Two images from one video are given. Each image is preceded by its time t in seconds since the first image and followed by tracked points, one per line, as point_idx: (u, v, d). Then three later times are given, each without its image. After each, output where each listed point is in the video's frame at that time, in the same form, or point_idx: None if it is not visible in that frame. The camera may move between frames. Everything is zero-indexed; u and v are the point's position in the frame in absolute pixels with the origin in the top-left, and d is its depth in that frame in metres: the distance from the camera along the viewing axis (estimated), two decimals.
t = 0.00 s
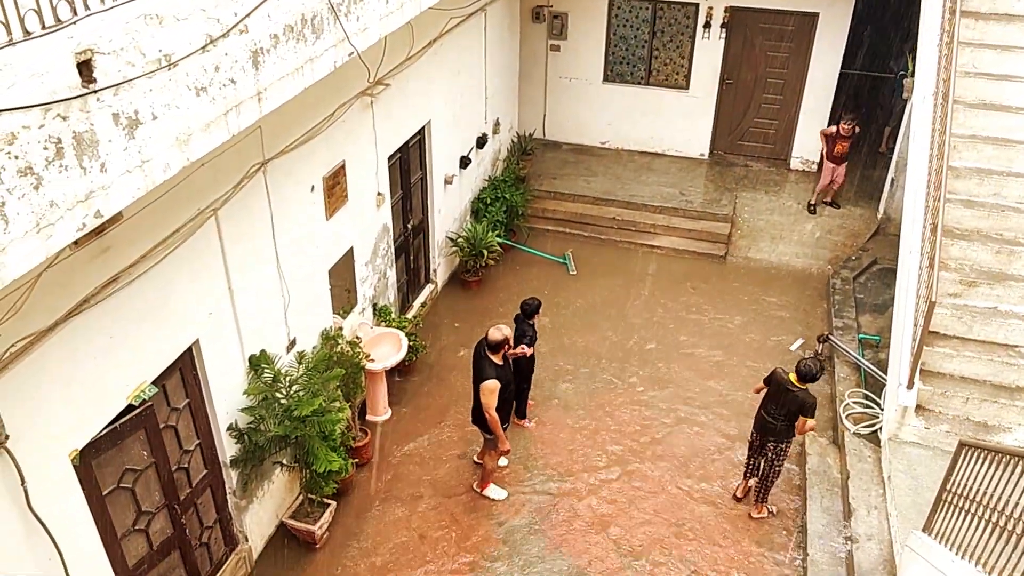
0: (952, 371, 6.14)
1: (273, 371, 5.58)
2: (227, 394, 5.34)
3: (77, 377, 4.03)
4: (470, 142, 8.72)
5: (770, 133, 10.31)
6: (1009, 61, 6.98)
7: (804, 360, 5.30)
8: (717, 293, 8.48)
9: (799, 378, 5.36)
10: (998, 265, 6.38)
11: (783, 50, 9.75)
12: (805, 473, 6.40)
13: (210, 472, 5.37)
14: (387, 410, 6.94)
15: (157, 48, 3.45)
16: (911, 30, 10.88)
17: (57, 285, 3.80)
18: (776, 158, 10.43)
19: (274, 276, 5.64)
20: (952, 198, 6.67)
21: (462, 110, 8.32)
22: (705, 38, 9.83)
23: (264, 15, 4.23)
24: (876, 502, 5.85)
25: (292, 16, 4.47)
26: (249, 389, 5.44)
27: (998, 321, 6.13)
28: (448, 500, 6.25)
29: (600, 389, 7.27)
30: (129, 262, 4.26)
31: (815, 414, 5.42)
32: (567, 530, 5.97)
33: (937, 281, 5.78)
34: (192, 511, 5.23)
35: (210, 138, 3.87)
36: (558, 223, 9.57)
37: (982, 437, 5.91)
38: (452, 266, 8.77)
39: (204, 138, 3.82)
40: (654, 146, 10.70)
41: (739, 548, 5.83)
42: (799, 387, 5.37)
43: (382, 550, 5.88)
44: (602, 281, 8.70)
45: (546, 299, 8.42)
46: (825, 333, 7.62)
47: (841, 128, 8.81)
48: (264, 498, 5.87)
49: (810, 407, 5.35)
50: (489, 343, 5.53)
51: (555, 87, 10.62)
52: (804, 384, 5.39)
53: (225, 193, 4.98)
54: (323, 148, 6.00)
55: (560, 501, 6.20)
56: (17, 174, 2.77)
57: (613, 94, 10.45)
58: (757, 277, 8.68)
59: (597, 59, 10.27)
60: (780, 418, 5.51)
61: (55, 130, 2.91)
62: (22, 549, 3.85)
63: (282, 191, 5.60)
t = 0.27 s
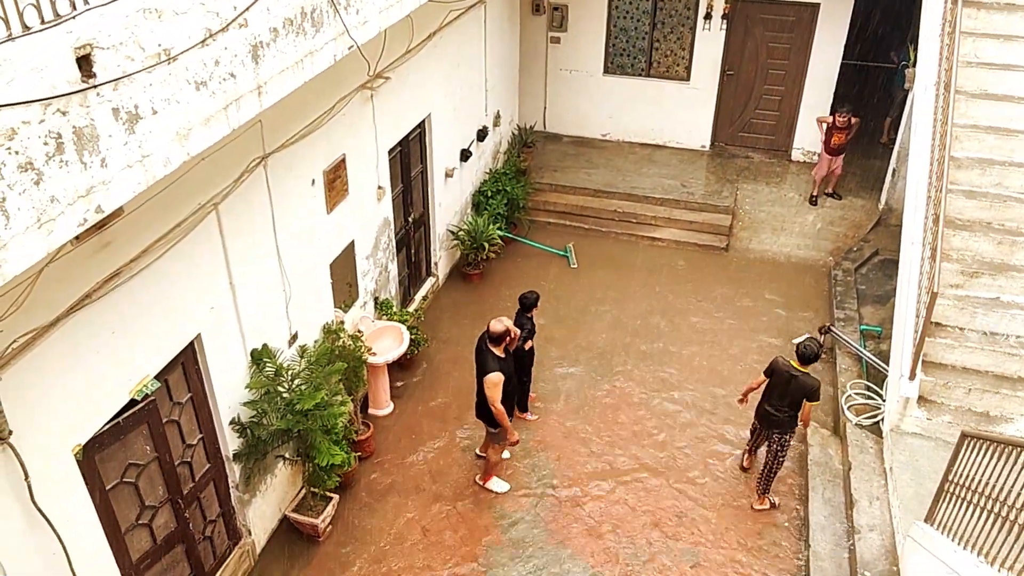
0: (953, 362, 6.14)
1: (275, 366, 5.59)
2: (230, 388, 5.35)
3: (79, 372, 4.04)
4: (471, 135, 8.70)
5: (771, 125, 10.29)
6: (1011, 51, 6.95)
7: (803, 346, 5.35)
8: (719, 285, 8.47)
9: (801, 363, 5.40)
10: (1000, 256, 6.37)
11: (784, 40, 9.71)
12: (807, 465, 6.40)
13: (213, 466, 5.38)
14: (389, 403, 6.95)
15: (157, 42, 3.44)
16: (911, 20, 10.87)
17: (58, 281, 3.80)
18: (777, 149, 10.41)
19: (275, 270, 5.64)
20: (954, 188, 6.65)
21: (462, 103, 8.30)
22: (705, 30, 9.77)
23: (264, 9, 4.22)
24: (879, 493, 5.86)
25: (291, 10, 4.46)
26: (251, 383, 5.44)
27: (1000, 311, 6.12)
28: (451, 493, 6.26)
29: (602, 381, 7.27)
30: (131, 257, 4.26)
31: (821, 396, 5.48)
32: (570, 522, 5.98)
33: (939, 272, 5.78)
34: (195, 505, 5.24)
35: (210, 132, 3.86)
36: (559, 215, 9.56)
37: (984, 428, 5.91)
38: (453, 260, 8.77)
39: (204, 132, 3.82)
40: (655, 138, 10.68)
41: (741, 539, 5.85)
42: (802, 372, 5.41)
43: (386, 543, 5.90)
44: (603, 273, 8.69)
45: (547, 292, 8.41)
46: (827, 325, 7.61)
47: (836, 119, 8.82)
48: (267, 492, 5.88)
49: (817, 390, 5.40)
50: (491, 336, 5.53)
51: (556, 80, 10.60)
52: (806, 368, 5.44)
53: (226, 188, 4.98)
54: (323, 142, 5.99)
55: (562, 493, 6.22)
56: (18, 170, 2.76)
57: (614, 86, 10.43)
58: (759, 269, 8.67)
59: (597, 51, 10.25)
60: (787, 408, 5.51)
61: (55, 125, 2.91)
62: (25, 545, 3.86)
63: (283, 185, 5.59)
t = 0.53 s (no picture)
0: (946, 353, 6.16)
1: (269, 362, 5.58)
2: (223, 385, 5.34)
3: (71, 371, 4.02)
4: (463, 130, 8.68)
5: (763, 118, 10.29)
6: (1002, 42, 6.96)
7: (784, 327, 5.38)
8: (713, 278, 8.48)
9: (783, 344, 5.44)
10: (991, 247, 6.39)
11: (776, 33, 9.71)
12: (800, 456, 6.42)
13: (207, 464, 5.37)
14: (383, 399, 6.94)
15: (145, 38, 3.42)
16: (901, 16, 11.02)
17: (49, 279, 3.78)
18: (769, 142, 10.42)
19: (268, 267, 5.63)
20: (945, 179, 6.66)
21: (454, 98, 8.28)
22: (697, 23, 9.74)
23: (253, 4, 4.19)
24: (872, 484, 5.88)
25: (281, 4, 4.44)
26: (245, 380, 5.43)
27: (992, 302, 6.15)
28: (447, 488, 6.26)
29: (596, 375, 7.28)
30: (122, 254, 4.24)
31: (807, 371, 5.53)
32: (565, 516, 6.00)
33: (931, 263, 5.79)
34: (189, 502, 5.24)
35: (200, 128, 3.85)
36: (552, 210, 9.55)
37: (977, 418, 5.93)
38: (446, 255, 8.76)
39: (194, 129, 3.81)
40: (648, 132, 10.67)
41: (736, 532, 5.87)
42: (786, 352, 5.45)
43: (382, 539, 5.90)
44: (597, 267, 8.69)
45: (540, 286, 8.41)
46: (820, 317, 7.63)
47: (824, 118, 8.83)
48: (262, 489, 5.88)
49: (804, 366, 5.45)
50: (484, 329, 5.53)
51: (548, 74, 10.57)
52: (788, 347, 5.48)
53: (217, 184, 4.96)
54: (314, 137, 5.97)
55: (557, 487, 6.23)
56: (6, 168, 2.75)
57: (606, 80, 10.41)
58: (752, 262, 8.68)
59: (589, 45, 10.23)
60: (779, 393, 5.51)
61: (43, 123, 2.89)
62: (19, 545, 3.85)
63: (274, 181, 5.57)
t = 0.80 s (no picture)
0: (932, 343, 6.21)
1: (257, 360, 5.56)
2: (210, 384, 5.32)
3: (58, 371, 4.00)
4: (449, 125, 8.66)
5: (749, 110, 10.32)
6: (985, 32, 6.99)
7: (754, 305, 5.44)
8: (701, 271, 8.50)
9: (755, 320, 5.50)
10: (975, 236, 6.43)
11: (760, 26, 9.73)
12: (788, 447, 6.46)
13: (196, 462, 5.35)
14: (372, 395, 6.95)
15: (126, 35, 3.39)
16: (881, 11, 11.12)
17: (33, 279, 3.76)
18: (755, 135, 10.45)
19: (255, 264, 5.61)
20: (929, 170, 6.69)
21: (439, 94, 8.26)
22: (682, 16, 9.77)
23: None
24: (860, 474, 5.92)
25: None
26: (233, 378, 5.42)
27: (976, 291, 6.19)
28: (436, 484, 6.27)
29: (585, 369, 7.29)
30: (107, 253, 4.22)
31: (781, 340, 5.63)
32: (555, 510, 6.01)
33: (916, 253, 5.82)
34: (179, 501, 5.22)
35: (184, 126, 3.83)
36: (540, 204, 9.55)
37: (962, 406, 5.98)
38: (434, 250, 8.75)
39: (178, 126, 3.79)
40: (634, 125, 10.69)
41: (725, 523, 5.89)
42: (759, 328, 5.52)
43: (372, 535, 5.90)
44: (585, 261, 8.70)
45: (529, 281, 8.41)
46: (807, 308, 7.67)
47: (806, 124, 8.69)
48: (251, 487, 5.87)
49: (778, 338, 5.54)
50: (473, 322, 5.53)
51: (534, 68, 10.55)
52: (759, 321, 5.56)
53: (202, 181, 4.94)
54: (299, 134, 5.94)
55: (547, 481, 6.24)
56: None
57: (592, 73, 10.41)
58: (739, 254, 8.71)
59: (575, 38, 10.22)
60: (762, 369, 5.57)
61: (24, 121, 2.86)
62: (8, 546, 3.83)
63: (260, 178, 5.55)
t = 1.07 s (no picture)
0: (908, 327, 6.29)
1: (236, 356, 5.53)
2: (189, 381, 5.28)
3: (33, 371, 3.97)
4: (426, 117, 8.64)
5: (725, 99, 10.36)
6: (956, 18, 7.06)
7: (725, 285, 5.61)
8: (680, 259, 8.54)
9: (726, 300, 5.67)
10: (949, 220, 6.50)
11: (735, 14, 9.76)
12: (768, 432, 6.52)
13: (176, 460, 5.32)
14: (353, 390, 6.94)
15: (94, 29, 3.34)
16: None
17: (5, 278, 3.71)
18: (731, 123, 10.50)
19: (231, 260, 5.57)
20: (903, 155, 6.76)
21: (416, 86, 8.22)
22: (657, 5, 9.76)
23: None
24: (838, 457, 5.98)
25: None
26: (211, 375, 5.38)
27: (950, 275, 6.27)
28: (419, 476, 6.27)
29: (566, 359, 7.31)
30: (80, 251, 4.17)
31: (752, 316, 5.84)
32: (538, 500, 6.03)
33: (890, 238, 5.88)
34: (159, 499, 5.19)
35: (155, 120, 3.78)
36: (519, 196, 9.55)
37: (938, 388, 6.05)
38: (413, 243, 8.73)
39: (148, 121, 3.74)
40: (611, 115, 10.71)
41: (706, 509, 5.94)
42: (731, 306, 5.70)
43: (355, 529, 5.90)
44: (565, 252, 8.71)
45: (509, 272, 8.41)
46: (785, 295, 7.73)
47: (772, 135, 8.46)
48: (233, 484, 5.84)
49: (749, 314, 5.75)
50: (453, 312, 5.53)
51: (510, 59, 10.54)
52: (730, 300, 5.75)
53: (176, 177, 4.89)
54: (275, 128, 5.90)
55: (529, 471, 6.26)
56: None
57: (569, 64, 10.41)
58: (718, 243, 8.76)
59: (551, 29, 10.20)
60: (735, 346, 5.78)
61: None
62: None
63: (235, 173, 5.50)
